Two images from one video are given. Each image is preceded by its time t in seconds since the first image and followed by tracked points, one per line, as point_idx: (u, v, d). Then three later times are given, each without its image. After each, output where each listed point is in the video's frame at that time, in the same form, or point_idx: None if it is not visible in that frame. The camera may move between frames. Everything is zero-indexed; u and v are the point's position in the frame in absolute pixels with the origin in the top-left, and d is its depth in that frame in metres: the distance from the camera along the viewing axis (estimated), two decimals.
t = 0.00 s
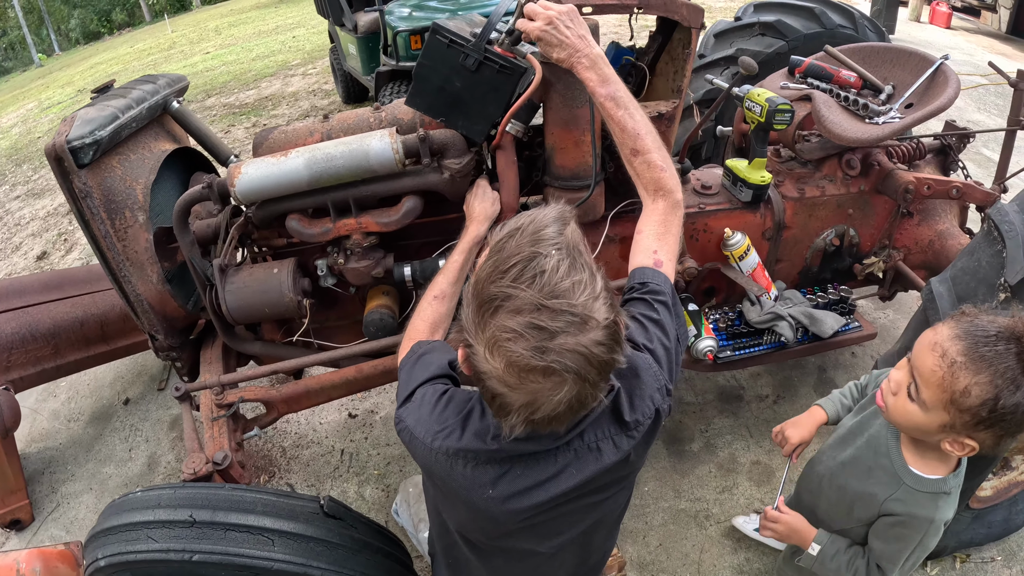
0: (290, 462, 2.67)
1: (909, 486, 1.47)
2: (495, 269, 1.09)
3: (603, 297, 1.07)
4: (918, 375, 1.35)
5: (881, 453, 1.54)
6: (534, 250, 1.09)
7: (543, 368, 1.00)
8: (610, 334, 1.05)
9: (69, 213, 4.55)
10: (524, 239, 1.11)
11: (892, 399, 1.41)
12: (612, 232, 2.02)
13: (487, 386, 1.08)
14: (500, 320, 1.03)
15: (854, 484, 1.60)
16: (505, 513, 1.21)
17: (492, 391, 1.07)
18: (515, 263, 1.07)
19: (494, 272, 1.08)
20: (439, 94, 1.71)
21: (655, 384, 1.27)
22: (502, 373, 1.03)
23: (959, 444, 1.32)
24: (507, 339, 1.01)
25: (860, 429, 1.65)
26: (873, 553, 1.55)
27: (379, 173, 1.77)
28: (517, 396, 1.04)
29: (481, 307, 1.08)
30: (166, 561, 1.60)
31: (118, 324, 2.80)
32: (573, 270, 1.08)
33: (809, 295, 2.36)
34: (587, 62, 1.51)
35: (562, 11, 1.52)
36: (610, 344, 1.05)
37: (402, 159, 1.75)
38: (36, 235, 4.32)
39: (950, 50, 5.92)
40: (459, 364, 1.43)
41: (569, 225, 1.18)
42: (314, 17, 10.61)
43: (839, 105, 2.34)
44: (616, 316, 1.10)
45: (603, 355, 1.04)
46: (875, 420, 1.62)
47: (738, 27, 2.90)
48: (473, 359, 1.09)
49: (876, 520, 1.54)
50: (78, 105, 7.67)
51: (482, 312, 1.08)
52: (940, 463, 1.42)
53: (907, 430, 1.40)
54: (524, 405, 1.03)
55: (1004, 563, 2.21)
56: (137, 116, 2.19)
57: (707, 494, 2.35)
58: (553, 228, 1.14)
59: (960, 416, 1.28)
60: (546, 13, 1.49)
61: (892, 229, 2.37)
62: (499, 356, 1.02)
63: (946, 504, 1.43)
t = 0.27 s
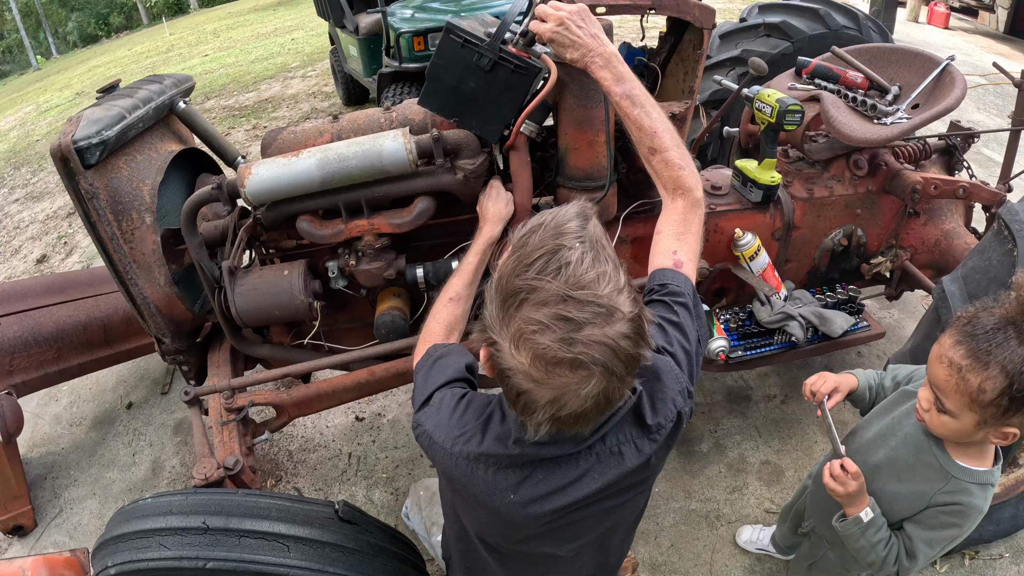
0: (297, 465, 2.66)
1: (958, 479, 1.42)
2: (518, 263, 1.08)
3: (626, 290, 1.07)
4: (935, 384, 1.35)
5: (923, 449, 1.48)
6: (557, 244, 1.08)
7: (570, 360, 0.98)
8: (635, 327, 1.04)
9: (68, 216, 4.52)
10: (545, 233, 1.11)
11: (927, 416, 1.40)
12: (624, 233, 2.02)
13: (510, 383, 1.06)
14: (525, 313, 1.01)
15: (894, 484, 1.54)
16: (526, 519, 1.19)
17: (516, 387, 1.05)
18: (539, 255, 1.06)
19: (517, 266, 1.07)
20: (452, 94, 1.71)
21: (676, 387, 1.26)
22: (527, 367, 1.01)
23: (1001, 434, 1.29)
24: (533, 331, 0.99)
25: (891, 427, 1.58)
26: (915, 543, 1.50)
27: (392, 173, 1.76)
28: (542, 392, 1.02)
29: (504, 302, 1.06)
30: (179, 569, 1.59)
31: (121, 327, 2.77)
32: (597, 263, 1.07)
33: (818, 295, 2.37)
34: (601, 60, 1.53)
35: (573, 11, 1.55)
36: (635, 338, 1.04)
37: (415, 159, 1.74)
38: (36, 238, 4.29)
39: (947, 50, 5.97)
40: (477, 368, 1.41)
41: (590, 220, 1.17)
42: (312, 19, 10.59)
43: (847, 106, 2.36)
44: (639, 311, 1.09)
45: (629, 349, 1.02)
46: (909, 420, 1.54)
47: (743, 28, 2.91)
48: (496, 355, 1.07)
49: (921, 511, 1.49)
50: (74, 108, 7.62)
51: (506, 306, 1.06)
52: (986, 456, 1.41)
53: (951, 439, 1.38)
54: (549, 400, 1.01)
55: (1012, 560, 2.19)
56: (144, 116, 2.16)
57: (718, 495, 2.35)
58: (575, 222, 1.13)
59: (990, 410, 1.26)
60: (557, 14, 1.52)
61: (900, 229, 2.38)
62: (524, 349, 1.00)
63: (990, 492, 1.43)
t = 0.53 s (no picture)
0: (308, 469, 2.65)
1: (983, 471, 1.45)
2: (540, 256, 1.09)
3: (647, 280, 1.07)
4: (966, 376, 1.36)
5: (948, 443, 1.50)
6: (578, 235, 1.10)
7: (595, 347, 0.97)
8: (657, 316, 1.04)
9: (69, 219, 4.49)
10: (566, 227, 1.13)
11: (955, 409, 1.41)
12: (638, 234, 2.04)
13: (534, 374, 1.03)
14: (549, 301, 1.01)
15: (921, 477, 1.56)
16: (554, 520, 1.15)
17: (540, 378, 1.02)
18: (559, 246, 1.07)
19: (539, 258, 1.08)
20: (471, 95, 1.73)
21: (700, 384, 1.24)
22: (552, 355, 0.99)
23: None
24: (558, 318, 0.99)
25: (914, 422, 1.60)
26: (947, 536, 1.52)
27: (410, 175, 1.76)
28: (568, 380, 0.99)
29: (527, 293, 1.07)
30: None
31: (128, 331, 2.75)
32: (617, 254, 1.08)
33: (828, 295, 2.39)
34: (626, 61, 1.57)
35: (599, 12, 1.58)
36: (658, 326, 1.04)
37: (433, 160, 1.74)
38: (37, 241, 4.26)
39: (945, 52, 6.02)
40: (498, 370, 1.37)
41: (610, 216, 1.19)
42: (310, 22, 10.58)
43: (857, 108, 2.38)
44: (661, 301, 1.09)
45: (652, 336, 1.02)
46: (931, 414, 1.56)
47: (750, 30, 2.93)
48: (519, 347, 1.05)
49: (950, 503, 1.52)
50: (72, 111, 7.58)
51: (530, 297, 1.07)
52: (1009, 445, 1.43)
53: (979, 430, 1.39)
54: (575, 389, 0.99)
55: (1020, 556, 2.17)
56: (155, 116, 2.13)
57: (730, 494, 2.36)
58: (594, 216, 1.15)
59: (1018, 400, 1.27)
60: (585, 13, 1.56)
61: (907, 229, 2.40)
62: (549, 336, 0.99)
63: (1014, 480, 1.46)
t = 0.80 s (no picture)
0: (311, 472, 2.64)
1: (984, 457, 1.46)
2: (551, 244, 1.11)
3: (656, 265, 1.08)
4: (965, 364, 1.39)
5: (954, 428, 1.51)
6: (587, 223, 1.12)
7: (607, 326, 0.96)
8: (667, 300, 1.04)
9: (68, 222, 4.47)
10: (575, 217, 1.15)
11: (957, 391, 1.44)
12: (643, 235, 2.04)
13: (544, 356, 1.01)
14: (560, 282, 1.02)
15: (925, 459, 1.57)
16: (564, 526, 1.15)
17: (550, 359, 0.99)
18: (568, 233, 1.09)
19: (550, 244, 1.10)
20: (477, 97, 1.73)
21: (713, 392, 1.23)
22: (563, 334, 0.98)
23: None
24: (569, 297, 0.99)
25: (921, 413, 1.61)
26: (945, 517, 1.54)
27: (417, 176, 1.76)
28: (580, 361, 0.97)
29: (539, 276, 1.07)
30: None
31: (129, 334, 2.74)
32: (626, 241, 1.10)
33: (831, 295, 2.40)
34: (631, 62, 1.56)
35: (604, 14, 1.58)
36: (669, 309, 1.03)
37: (440, 162, 1.74)
38: (36, 245, 4.24)
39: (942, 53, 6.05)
40: (507, 374, 1.36)
41: (618, 210, 1.21)
42: (308, 24, 10.57)
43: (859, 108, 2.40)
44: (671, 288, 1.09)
45: (663, 319, 1.01)
46: (941, 399, 1.57)
47: (751, 31, 2.94)
48: (529, 330, 1.03)
49: (950, 486, 1.53)
50: (69, 114, 7.56)
51: (541, 280, 1.07)
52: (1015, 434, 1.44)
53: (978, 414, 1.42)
54: (587, 370, 0.96)
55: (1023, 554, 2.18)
56: (158, 118, 2.12)
57: (734, 495, 2.37)
58: (603, 207, 1.17)
59: (1012, 387, 1.29)
60: (588, 15, 1.56)
61: (909, 229, 2.41)
62: (560, 315, 0.98)
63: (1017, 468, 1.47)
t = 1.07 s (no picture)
0: (311, 475, 2.64)
1: (974, 445, 1.47)
2: (558, 232, 1.13)
3: (658, 254, 1.10)
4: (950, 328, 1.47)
5: (945, 417, 1.54)
6: (592, 213, 1.14)
7: (614, 308, 0.97)
8: (671, 285, 1.05)
9: (66, 225, 4.47)
10: (580, 209, 1.17)
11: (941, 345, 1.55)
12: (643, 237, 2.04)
13: (551, 338, 1.00)
14: (568, 265, 1.03)
15: (918, 450, 1.58)
16: (566, 527, 1.15)
17: (557, 340, 0.99)
18: (575, 222, 1.12)
19: (557, 234, 1.12)
20: (477, 99, 1.74)
21: (714, 393, 1.24)
22: (571, 315, 0.98)
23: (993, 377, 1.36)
24: (576, 279, 1.00)
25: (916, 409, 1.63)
26: (936, 506, 1.54)
27: (417, 179, 1.76)
28: (588, 341, 0.97)
29: (547, 262, 1.08)
30: None
31: (128, 337, 2.74)
32: (631, 230, 1.12)
33: (830, 296, 2.40)
34: (632, 65, 1.57)
35: (606, 16, 1.59)
36: (673, 296, 1.04)
37: (440, 165, 1.75)
38: (34, 248, 4.24)
39: (940, 53, 6.07)
40: (509, 376, 1.36)
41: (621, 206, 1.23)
42: (306, 26, 10.58)
43: (857, 110, 2.40)
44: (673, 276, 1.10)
45: (668, 304, 1.02)
46: (936, 389, 1.59)
47: (750, 32, 2.95)
48: (537, 313, 1.03)
49: (941, 476, 1.54)
50: (67, 117, 7.55)
51: (549, 264, 1.08)
52: (1003, 423, 1.46)
53: (960, 384, 1.45)
54: (594, 351, 0.96)
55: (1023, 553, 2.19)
56: (158, 120, 2.12)
57: (735, 496, 2.37)
58: (607, 201, 1.19)
59: (983, 340, 1.36)
60: (590, 18, 1.56)
61: (908, 230, 2.41)
62: (569, 295, 0.99)
63: (1009, 459, 1.47)
